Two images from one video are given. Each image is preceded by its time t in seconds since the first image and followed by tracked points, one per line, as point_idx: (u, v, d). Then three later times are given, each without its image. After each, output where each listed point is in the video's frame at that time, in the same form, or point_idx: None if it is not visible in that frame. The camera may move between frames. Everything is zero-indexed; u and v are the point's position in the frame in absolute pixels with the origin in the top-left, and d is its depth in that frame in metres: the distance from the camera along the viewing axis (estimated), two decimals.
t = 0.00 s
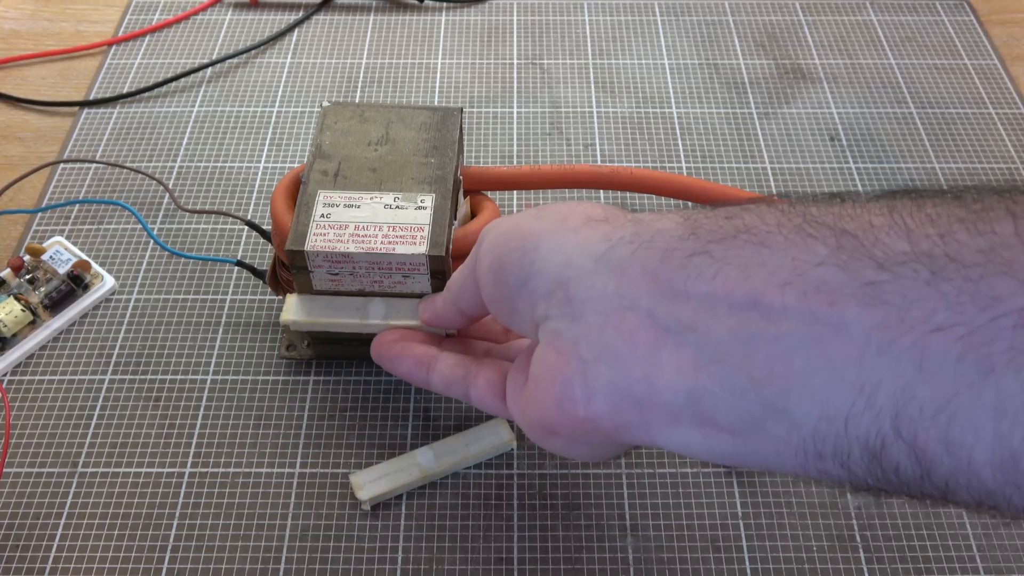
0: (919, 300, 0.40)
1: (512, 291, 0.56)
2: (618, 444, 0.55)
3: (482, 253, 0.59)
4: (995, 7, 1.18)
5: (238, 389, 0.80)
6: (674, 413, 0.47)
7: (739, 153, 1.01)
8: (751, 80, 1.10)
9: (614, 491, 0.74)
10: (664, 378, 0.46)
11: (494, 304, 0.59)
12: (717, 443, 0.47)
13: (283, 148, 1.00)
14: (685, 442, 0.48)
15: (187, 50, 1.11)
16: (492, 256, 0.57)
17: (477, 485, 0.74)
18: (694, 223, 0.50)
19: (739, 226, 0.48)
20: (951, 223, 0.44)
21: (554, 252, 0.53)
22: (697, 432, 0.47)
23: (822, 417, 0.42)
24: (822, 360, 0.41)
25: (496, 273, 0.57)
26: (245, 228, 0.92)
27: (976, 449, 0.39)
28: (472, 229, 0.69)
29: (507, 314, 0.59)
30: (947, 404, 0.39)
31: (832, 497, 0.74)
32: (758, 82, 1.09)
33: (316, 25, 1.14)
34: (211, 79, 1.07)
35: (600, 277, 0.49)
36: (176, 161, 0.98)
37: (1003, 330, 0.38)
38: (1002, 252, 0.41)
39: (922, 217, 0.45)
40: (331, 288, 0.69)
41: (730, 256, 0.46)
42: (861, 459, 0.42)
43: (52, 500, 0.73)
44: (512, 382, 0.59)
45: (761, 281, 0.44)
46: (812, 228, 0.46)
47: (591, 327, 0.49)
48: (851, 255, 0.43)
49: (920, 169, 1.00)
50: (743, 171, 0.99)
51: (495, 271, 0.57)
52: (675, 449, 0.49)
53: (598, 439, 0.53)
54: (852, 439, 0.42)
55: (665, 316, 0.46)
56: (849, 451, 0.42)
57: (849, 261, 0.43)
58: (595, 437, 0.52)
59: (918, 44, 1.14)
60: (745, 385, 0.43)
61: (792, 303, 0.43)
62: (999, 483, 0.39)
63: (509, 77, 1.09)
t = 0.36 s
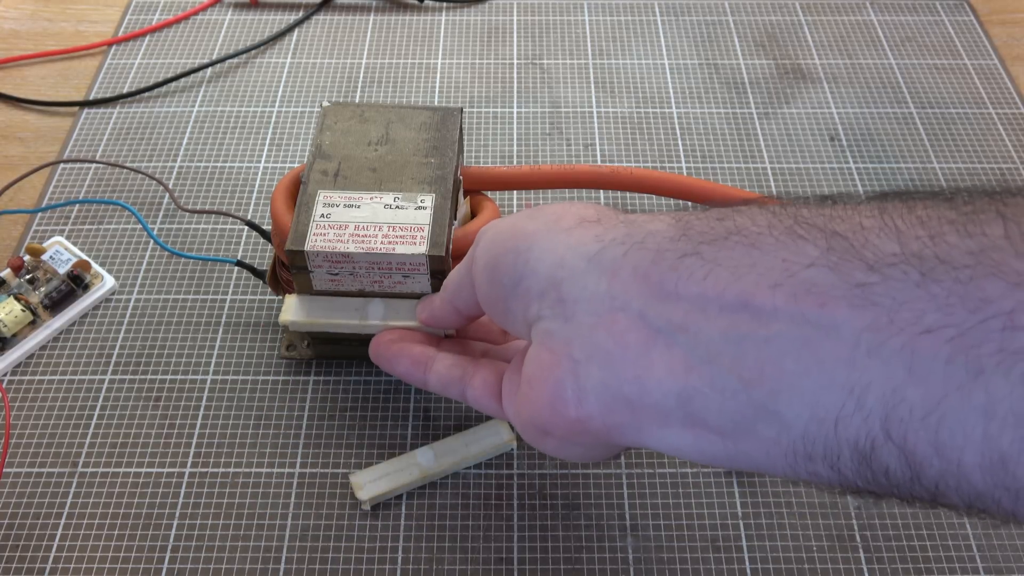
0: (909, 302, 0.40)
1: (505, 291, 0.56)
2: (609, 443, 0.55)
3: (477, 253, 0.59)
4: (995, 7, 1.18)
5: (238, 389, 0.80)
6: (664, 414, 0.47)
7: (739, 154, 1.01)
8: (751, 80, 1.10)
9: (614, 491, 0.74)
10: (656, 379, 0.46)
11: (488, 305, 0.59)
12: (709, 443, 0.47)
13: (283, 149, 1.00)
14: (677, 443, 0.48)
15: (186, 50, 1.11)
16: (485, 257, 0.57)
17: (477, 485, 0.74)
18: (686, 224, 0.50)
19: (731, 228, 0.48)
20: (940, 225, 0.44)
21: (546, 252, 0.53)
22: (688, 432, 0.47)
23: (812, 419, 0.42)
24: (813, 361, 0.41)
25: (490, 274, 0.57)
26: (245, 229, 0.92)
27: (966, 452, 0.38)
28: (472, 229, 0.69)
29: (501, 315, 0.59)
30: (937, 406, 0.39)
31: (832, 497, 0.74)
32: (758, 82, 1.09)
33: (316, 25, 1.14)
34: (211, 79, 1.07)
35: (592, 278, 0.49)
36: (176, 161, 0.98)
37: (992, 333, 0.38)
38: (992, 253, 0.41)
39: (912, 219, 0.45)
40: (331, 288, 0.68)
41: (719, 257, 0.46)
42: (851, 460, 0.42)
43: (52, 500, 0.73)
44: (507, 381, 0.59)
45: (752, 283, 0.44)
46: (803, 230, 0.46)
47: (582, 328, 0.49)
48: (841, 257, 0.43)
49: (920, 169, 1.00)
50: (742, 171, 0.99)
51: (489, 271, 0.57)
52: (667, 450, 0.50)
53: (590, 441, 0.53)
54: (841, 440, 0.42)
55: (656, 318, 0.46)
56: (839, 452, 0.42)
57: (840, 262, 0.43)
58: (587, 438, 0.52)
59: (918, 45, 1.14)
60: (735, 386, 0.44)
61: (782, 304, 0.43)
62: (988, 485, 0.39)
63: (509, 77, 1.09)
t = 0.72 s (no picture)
0: (928, 278, 0.40)
1: (523, 275, 0.56)
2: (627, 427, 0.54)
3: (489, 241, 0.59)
4: (995, 7, 1.18)
5: (238, 389, 0.80)
6: (684, 391, 0.46)
7: (739, 154, 1.01)
8: (751, 80, 1.10)
9: (614, 491, 0.74)
10: (677, 355, 0.45)
11: (502, 288, 0.59)
12: (729, 422, 0.46)
13: (283, 148, 1.00)
14: (693, 422, 0.47)
15: (187, 50, 1.11)
16: (503, 238, 0.57)
17: (477, 485, 0.74)
18: (710, 203, 0.50)
19: (752, 206, 0.48)
20: (959, 206, 0.43)
21: (566, 232, 0.53)
22: (707, 411, 0.46)
23: (832, 395, 0.41)
24: (833, 338, 0.41)
25: (507, 256, 0.56)
26: (245, 228, 0.92)
27: (984, 427, 0.38)
28: (472, 229, 0.69)
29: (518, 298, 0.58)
30: (956, 380, 0.38)
31: (832, 497, 0.74)
32: (758, 82, 1.09)
33: (316, 25, 1.14)
34: (211, 79, 1.07)
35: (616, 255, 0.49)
36: (176, 161, 0.98)
37: (1010, 308, 0.38)
38: (1009, 231, 0.41)
39: (932, 200, 0.44)
40: (331, 288, 0.68)
41: (742, 235, 0.45)
42: (870, 438, 0.41)
43: (52, 500, 0.73)
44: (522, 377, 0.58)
45: (775, 259, 0.43)
46: (825, 210, 0.45)
47: (603, 305, 0.48)
48: (862, 235, 0.43)
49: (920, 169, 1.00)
50: (743, 171, 0.99)
51: (506, 253, 0.57)
52: (686, 429, 0.48)
53: (607, 422, 0.52)
54: (861, 417, 0.41)
55: (677, 293, 0.46)
56: (857, 429, 0.41)
57: (860, 241, 0.42)
58: (603, 419, 0.51)
59: (918, 45, 1.14)
60: (757, 362, 0.43)
61: (803, 280, 0.42)
62: (1009, 462, 0.38)
63: (509, 77, 1.09)
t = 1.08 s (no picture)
0: (948, 281, 0.42)
1: (574, 263, 0.54)
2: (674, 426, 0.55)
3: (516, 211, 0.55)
4: (995, 7, 1.18)
5: (238, 389, 0.80)
6: (753, 391, 0.49)
7: (739, 154, 1.01)
8: (751, 80, 1.10)
9: (614, 491, 0.74)
10: (753, 354, 0.48)
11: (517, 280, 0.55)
12: (790, 422, 0.48)
13: (283, 149, 1.00)
14: (768, 422, 0.49)
15: (187, 50, 1.11)
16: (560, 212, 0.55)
17: (477, 485, 0.74)
18: (765, 215, 0.54)
19: (798, 218, 0.51)
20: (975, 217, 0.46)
21: (649, 230, 0.55)
22: (775, 410, 0.48)
23: (874, 392, 0.43)
24: (875, 336, 0.43)
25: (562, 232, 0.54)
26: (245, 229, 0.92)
27: (1005, 418, 0.39)
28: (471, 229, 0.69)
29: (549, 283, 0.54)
30: (977, 373, 0.40)
31: (832, 497, 0.74)
32: (758, 82, 1.09)
33: (316, 25, 1.14)
34: (212, 79, 1.07)
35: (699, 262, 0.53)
36: (176, 161, 0.99)
37: None
38: None
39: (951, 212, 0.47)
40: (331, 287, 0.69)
41: (798, 243, 0.49)
42: (905, 435, 0.43)
43: (52, 500, 0.73)
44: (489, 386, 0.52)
45: (824, 267, 0.46)
46: (859, 222, 0.48)
47: (692, 303, 0.52)
48: (893, 245, 0.46)
49: (920, 169, 1.00)
50: (742, 172, 0.99)
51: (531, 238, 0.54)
52: (755, 427, 0.50)
53: (653, 420, 0.52)
54: (896, 413, 0.43)
55: (752, 295, 0.49)
56: (896, 427, 0.43)
57: (891, 250, 0.45)
58: (662, 418, 0.52)
59: (918, 45, 1.14)
60: (812, 360, 0.45)
61: (847, 284, 0.45)
62: None
63: (509, 77, 1.09)
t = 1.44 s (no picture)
0: (966, 255, 0.42)
1: (565, 240, 0.53)
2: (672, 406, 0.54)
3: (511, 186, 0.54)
4: (995, 7, 1.18)
5: (239, 389, 0.80)
6: (754, 371, 0.48)
7: (739, 154, 1.01)
8: (751, 80, 1.10)
9: (614, 491, 0.74)
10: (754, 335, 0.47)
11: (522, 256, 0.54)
12: (794, 402, 0.47)
13: (282, 149, 1.00)
14: (770, 402, 0.48)
15: (186, 50, 1.11)
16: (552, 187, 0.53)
17: (477, 485, 0.74)
18: (771, 189, 0.53)
19: (807, 193, 0.50)
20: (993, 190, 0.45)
21: (641, 203, 0.53)
22: (777, 390, 0.47)
23: (887, 373, 0.42)
24: (887, 315, 0.42)
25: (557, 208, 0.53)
26: (245, 229, 0.92)
27: None
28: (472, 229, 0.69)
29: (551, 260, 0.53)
30: (996, 351, 0.39)
31: (832, 497, 0.74)
32: (758, 82, 1.09)
33: (316, 25, 1.14)
34: (211, 79, 1.07)
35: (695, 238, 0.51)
36: (176, 161, 0.98)
37: None
38: None
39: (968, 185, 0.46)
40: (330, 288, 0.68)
41: (806, 218, 0.48)
42: (920, 414, 0.43)
43: (52, 500, 0.73)
44: (496, 366, 0.53)
45: (833, 242, 0.45)
46: (871, 195, 0.48)
47: (686, 281, 0.51)
48: (907, 218, 0.45)
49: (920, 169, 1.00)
50: (742, 172, 0.99)
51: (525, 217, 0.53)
52: (755, 406, 0.50)
53: (648, 402, 0.51)
54: (913, 393, 0.42)
55: (754, 272, 0.48)
56: (910, 406, 0.43)
57: (905, 224, 0.44)
58: (659, 399, 0.51)
59: (918, 45, 1.14)
60: (822, 340, 0.44)
61: (857, 260, 0.44)
62: None
63: (509, 77, 1.09)
